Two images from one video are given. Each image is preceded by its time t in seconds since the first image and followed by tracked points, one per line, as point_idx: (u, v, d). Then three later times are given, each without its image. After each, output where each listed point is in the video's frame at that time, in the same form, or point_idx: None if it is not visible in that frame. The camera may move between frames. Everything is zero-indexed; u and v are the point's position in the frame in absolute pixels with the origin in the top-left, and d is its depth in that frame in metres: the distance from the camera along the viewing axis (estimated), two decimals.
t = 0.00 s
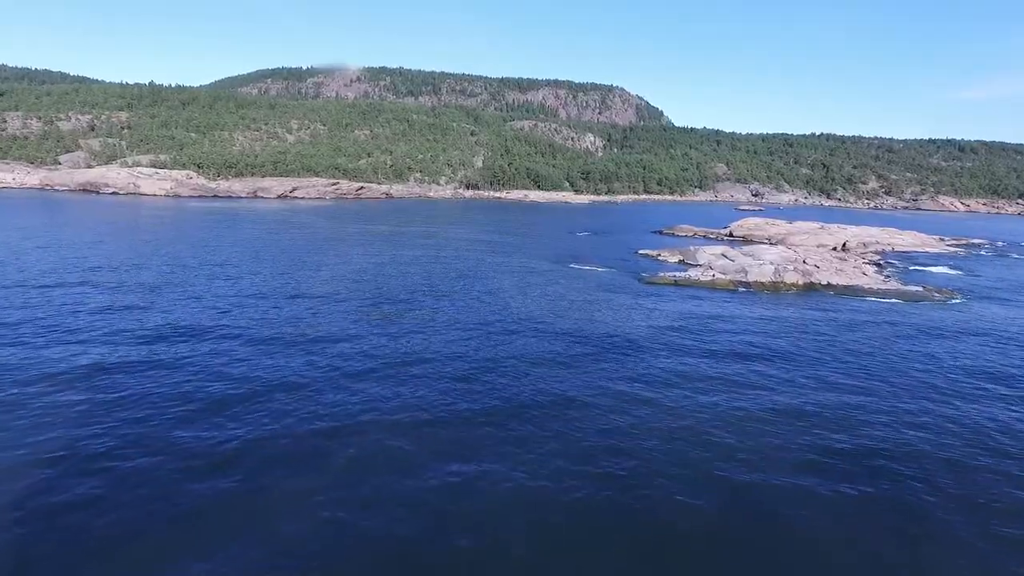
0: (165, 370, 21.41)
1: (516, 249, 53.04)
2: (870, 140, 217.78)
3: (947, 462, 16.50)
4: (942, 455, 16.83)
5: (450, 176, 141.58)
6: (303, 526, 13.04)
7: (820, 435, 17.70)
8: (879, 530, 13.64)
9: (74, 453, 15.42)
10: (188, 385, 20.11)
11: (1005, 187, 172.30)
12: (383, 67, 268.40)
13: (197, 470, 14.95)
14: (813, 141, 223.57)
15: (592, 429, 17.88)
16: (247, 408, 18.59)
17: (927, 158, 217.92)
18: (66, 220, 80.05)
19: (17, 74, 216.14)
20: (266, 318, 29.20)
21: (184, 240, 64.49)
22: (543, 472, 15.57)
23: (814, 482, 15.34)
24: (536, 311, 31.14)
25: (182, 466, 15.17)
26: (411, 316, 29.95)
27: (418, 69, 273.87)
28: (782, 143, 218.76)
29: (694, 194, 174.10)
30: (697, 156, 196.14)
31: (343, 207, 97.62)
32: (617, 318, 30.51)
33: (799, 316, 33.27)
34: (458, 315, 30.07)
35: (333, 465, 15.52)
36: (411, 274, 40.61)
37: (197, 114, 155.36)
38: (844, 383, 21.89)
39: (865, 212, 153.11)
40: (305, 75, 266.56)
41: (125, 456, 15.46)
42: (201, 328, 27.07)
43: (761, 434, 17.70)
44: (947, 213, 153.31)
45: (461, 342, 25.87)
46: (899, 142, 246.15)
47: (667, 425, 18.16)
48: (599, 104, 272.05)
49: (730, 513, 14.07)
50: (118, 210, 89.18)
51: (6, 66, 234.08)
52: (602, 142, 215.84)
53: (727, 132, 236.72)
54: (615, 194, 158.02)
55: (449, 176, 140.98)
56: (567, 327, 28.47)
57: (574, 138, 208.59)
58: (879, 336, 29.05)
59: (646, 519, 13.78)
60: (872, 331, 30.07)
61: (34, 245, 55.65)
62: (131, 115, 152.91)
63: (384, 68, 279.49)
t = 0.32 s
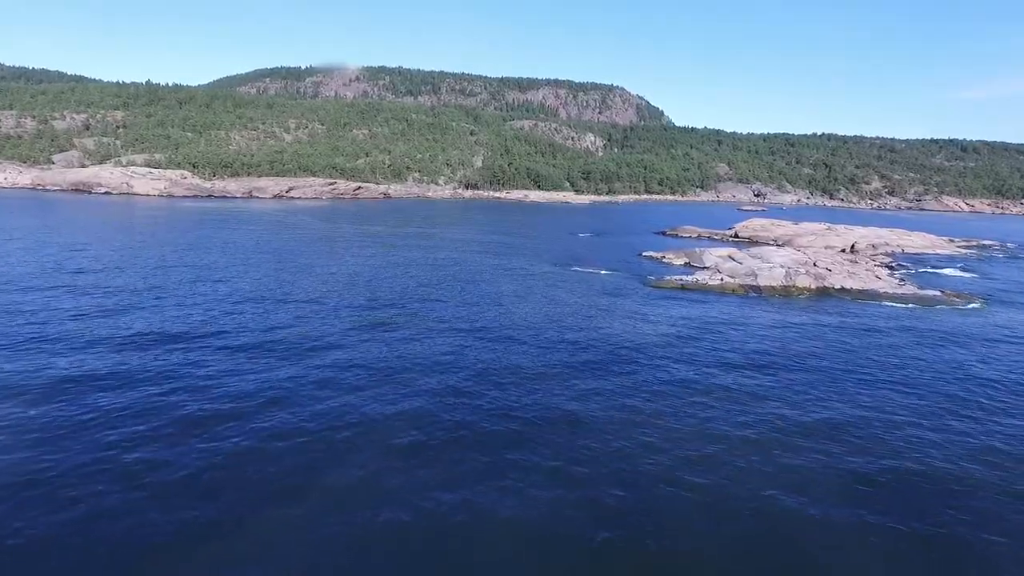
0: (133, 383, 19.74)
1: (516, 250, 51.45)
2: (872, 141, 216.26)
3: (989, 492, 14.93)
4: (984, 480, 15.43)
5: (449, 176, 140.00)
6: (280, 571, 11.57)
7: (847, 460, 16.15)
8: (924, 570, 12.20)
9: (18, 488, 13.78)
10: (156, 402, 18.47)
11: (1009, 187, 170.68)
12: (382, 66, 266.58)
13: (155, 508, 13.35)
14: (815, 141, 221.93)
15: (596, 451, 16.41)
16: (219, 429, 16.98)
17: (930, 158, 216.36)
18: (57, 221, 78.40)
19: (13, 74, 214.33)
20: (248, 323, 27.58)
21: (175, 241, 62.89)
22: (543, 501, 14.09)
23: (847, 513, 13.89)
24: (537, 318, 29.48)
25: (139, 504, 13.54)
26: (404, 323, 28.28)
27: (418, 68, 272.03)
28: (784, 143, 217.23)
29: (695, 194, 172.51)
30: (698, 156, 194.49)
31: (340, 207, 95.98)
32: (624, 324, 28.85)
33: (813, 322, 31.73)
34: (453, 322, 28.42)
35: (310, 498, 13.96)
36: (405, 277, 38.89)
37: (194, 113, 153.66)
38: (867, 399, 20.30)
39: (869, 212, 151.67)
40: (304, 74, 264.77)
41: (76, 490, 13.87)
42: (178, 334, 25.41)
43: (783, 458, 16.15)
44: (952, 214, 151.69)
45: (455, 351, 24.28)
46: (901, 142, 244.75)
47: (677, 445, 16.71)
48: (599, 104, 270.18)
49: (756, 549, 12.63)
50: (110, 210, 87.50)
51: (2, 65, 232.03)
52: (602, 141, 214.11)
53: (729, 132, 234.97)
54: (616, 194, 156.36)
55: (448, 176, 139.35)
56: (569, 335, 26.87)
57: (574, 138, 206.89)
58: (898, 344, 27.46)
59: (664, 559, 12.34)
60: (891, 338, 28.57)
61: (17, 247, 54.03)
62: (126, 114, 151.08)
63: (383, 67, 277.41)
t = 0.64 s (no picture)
0: (103, 399, 18.18)
1: (517, 252, 49.80)
2: (874, 141, 214.88)
3: None
4: None
5: (448, 176, 138.46)
6: None
7: (880, 491, 14.60)
8: None
9: None
10: (120, 423, 16.84)
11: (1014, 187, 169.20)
12: (382, 65, 264.94)
13: (105, 554, 11.82)
14: (817, 141, 220.57)
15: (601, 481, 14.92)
16: (185, 457, 15.39)
17: (933, 157, 214.92)
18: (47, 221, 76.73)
19: (10, 73, 212.43)
20: (230, 330, 25.91)
21: (166, 242, 61.26)
22: (543, 543, 12.60)
23: (889, 550, 12.51)
24: (538, 327, 27.81)
25: (95, 546, 12.06)
26: (396, 332, 26.65)
27: (417, 68, 270.32)
28: (786, 142, 215.56)
29: (697, 194, 170.98)
30: (700, 155, 192.97)
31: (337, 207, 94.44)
32: (630, 333, 27.20)
33: (829, 329, 30.09)
34: (448, 332, 26.79)
35: (289, 536, 12.60)
36: (400, 281, 37.22)
37: (191, 112, 151.95)
38: (896, 419, 18.64)
39: (872, 213, 150.13)
40: (304, 73, 263.18)
41: (18, 532, 12.30)
42: (154, 341, 23.78)
43: (808, 489, 14.66)
44: (957, 214, 150.16)
45: (450, 364, 22.65)
46: (904, 142, 243.30)
47: (692, 474, 15.23)
48: (600, 104, 268.46)
49: None
50: (102, 210, 85.81)
51: None
52: (603, 141, 212.46)
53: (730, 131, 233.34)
54: (617, 193, 154.81)
55: (448, 176, 137.76)
56: (571, 345, 25.24)
57: (575, 137, 205.41)
58: (921, 354, 25.83)
59: None
60: (916, 347, 26.97)
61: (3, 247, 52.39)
62: (122, 113, 149.44)
63: (382, 66, 275.52)
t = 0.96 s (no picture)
0: (70, 419, 16.79)
1: (517, 254, 48.29)
2: (877, 141, 213.32)
3: None
4: None
5: (448, 176, 136.75)
6: None
7: (913, 528, 13.37)
8: None
9: None
10: (79, 449, 15.36)
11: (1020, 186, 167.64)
12: (381, 64, 262.99)
13: None
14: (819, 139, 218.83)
15: (614, 522, 13.54)
16: (152, 490, 13.98)
17: (936, 156, 213.29)
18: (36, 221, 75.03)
19: (5, 71, 210.32)
20: (211, 338, 24.40)
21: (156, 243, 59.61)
22: None
23: None
24: (540, 336, 26.24)
25: None
26: (387, 341, 25.11)
27: (417, 67, 268.40)
28: (787, 142, 213.80)
29: (699, 194, 169.23)
30: (702, 155, 191.32)
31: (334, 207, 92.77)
32: (637, 341, 25.60)
33: (847, 334, 28.58)
34: (443, 341, 25.24)
35: None
36: (395, 285, 35.66)
37: (187, 111, 150.17)
38: (928, 439, 17.23)
39: (877, 212, 148.40)
40: (302, 71, 261.14)
41: None
42: (128, 351, 22.27)
43: (842, 529, 13.30)
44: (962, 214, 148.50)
45: (444, 377, 21.14)
46: (906, 141, 241.63)
47: (714, 512, 13.89)
48: (600, 102, 266.69)
49: None
50: (94, 210, 84.14)
51: None
52: (604, 139, 210.59)
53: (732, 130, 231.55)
54: (618, 193, 153.12)
55: (447, 175, 136.11)
56: (573, 355, 23.68)
57: (575, 136, 203.69)
58: (948, 363, 24.37)
59: None
60: (940, 355, 25.47)
61: None
62: (118, 112, 147.70)
63: (381, 65, 273.55)
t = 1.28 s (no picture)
0: (27, 445, 15.22)
1: (518, 257, 46.55)
2: (880, 139, 211.51)
3: None
4: None
5: (447, 175, 134.99)
6: None
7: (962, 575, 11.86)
8: None
9: None
10: (22, 482, 13.73)
11: None
12: (381, 62, 261.02)
13: None
14: (821, 138, 216.91)
15: (631, 566, 11.98)
16: (98, 533, 12.31)
17: (940, 155, 211.55)
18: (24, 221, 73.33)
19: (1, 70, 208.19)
20: (186, 349, 22.72)
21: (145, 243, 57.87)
22: None
23: None
24: (541, 345, 24.49)
25: None
26: (376, 352, 23.39)
27: (416, 66, 266.36)
28: (790, 141, 211.88)
29: (700, 194, 167.42)
30: (704, 154, 189.58)
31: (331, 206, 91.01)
32: (645, 352, 23.89)
33: (868, 342, 26.87)
34: (437, 351, 23.52)
35: None
36: (389, 290, 33.91)
37: (184, 109, 148.29)
38: (971, 467, 15.65)
39: (882, 212, 146.66)
40: (302, 70, 259.23)
41: None
42: (93, 364, 20.59)
43: None
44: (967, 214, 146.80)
45: (436, 393, 19.46)
46: (909, 141, 239.61)
47: (745, 553, 12.35)
48: (601, 101, 264.76)
49: None
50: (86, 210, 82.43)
51: None
52: (604, 138, 208.79)
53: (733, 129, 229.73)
54: (619, 192, 151.36)
55: (446, 175, 134.41)
56: (576, 367, 21.98)
57: (575, 135, 201.99)
58: (979, 375, 22.71)
59: None
60: (971, 366, 23.79)
61: None
62: (113, 110, 145.91)
63: (381, 63, 271.58)
